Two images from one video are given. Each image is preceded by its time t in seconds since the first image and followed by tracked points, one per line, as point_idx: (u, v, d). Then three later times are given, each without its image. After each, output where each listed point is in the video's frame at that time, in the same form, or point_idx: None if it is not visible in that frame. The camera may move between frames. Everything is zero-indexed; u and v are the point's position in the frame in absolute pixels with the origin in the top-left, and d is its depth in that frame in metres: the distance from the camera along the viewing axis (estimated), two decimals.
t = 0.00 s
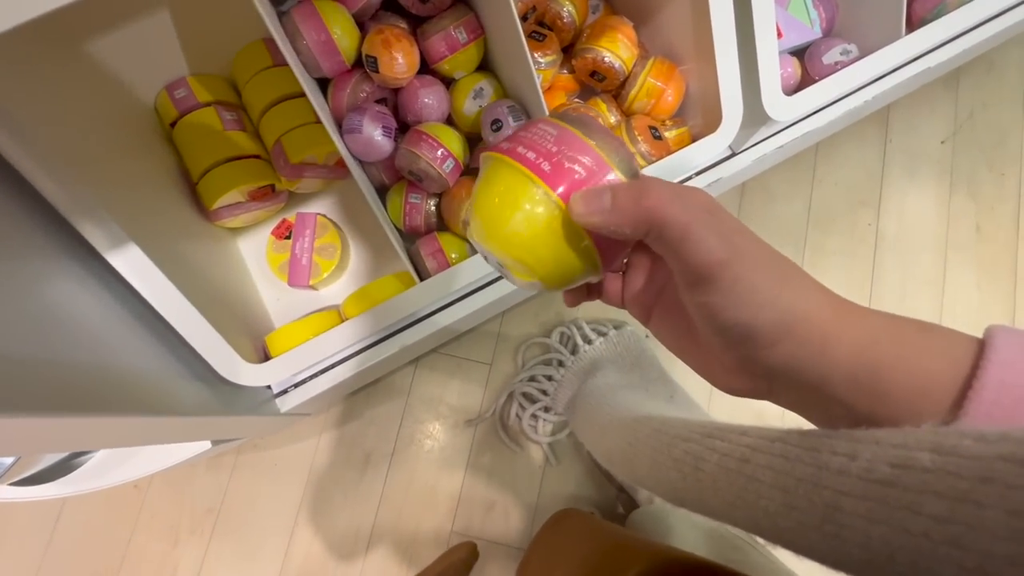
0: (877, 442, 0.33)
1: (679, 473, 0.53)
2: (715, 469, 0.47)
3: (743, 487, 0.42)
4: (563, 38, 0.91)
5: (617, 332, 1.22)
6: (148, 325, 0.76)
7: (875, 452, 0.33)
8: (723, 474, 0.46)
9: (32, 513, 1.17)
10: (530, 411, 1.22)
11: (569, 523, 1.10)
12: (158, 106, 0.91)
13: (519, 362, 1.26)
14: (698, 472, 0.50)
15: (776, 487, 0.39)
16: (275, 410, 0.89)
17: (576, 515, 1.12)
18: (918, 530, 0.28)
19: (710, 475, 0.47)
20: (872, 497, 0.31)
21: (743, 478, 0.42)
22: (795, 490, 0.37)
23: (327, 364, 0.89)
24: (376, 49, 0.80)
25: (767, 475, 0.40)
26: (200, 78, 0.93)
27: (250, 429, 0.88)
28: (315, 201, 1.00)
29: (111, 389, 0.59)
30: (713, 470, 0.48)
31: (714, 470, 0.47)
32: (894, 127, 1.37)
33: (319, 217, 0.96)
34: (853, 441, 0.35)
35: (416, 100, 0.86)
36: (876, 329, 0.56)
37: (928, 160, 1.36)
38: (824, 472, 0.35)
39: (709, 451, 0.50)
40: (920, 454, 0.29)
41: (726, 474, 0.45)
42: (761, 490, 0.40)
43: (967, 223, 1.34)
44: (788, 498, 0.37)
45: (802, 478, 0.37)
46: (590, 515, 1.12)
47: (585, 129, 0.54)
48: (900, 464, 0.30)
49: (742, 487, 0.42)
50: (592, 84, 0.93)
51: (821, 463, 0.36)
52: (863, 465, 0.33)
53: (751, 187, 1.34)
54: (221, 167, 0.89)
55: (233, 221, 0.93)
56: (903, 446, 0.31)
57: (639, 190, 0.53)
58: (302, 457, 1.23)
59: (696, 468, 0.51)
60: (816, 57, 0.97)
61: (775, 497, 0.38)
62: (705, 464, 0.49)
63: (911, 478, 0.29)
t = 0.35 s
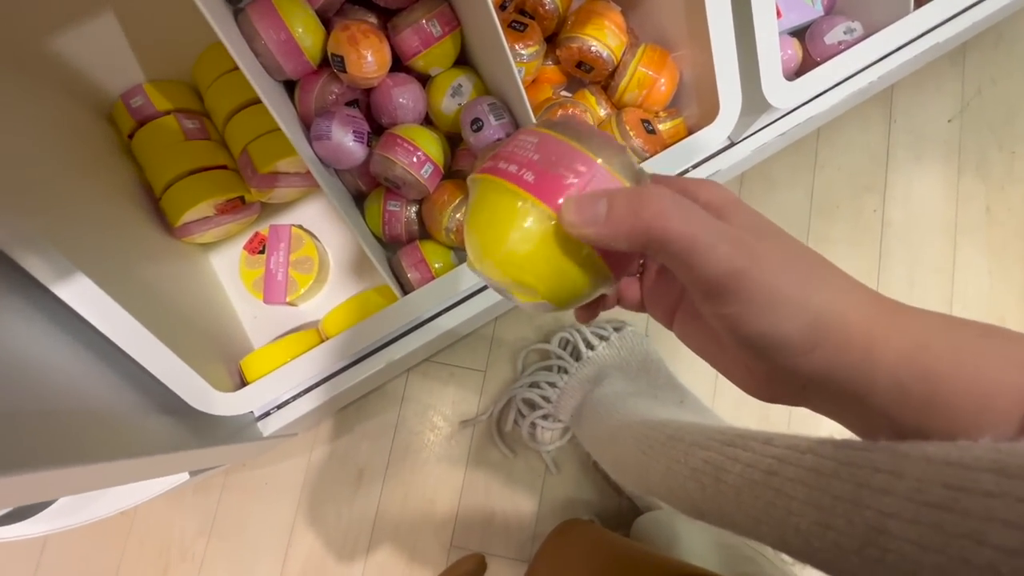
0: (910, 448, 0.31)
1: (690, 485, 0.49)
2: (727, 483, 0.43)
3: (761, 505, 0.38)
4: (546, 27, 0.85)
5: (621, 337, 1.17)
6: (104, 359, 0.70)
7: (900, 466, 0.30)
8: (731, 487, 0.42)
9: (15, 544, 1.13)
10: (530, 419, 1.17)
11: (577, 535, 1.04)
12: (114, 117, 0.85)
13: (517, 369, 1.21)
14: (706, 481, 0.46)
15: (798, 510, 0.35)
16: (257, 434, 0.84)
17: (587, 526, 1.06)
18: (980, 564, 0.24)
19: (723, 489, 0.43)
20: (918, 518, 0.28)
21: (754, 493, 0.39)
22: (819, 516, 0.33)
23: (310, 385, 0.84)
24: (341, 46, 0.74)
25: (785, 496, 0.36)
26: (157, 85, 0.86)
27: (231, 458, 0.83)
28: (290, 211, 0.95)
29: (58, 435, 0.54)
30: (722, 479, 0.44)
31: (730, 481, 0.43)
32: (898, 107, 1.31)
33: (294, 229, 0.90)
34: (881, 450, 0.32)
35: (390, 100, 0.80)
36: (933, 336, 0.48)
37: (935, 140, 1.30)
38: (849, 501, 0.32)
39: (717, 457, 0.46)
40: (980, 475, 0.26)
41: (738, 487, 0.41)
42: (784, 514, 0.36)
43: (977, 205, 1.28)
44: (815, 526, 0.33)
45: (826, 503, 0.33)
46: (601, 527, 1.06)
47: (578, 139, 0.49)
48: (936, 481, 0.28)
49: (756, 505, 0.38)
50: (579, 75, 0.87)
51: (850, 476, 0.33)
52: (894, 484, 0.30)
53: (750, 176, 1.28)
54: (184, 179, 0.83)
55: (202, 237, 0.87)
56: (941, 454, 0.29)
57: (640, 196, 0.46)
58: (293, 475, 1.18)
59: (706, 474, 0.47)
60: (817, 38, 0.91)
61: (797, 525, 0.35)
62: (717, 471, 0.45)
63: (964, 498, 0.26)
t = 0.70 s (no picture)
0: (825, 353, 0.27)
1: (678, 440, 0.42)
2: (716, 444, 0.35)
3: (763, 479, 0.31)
4: (546, 14, 0.82)
5: (631, 330, 1.15)
6: (96, 374, 0.67)
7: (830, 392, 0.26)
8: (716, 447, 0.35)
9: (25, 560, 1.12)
10: (540, 417, 1.15)
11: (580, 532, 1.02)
12: (103, 122, 0.83)
13: (527, 366, 1.20)
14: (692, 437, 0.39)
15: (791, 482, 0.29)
16: (263, 444, 0.83)
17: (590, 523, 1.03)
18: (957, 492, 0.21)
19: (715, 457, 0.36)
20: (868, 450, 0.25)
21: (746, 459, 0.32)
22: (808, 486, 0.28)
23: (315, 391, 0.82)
24: (333, 41, 0.71)
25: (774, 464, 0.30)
26: (146, 87, 0.84)
27: (237, 467, 0.82)
28: (287, 214, 0.92)
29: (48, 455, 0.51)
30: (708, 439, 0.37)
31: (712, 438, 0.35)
32: (909, 85, 1.27)
33: (292, 232, 0.88)
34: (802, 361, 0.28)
35: (387, 95, 0.77)
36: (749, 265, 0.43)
37: (948, 118, 1.26)
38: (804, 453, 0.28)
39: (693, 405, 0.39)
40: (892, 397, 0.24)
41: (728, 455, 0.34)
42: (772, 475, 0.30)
43: (993, 184, 1.24)
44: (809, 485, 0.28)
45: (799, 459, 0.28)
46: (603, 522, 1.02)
47: (436, 207, 0.60)
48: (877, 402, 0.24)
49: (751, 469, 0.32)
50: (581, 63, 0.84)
51: (794, 419, 0.28)
52: (830, 414, 0.26)
53: (758, 162, 1.25)
54: (177, 185, 0.81)
55: (198, 243, 0.85)
56: (847, 362, 0.26)
57: (469, 253, 0.56)
58: (300, 481, 1.17)
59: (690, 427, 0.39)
60: (828, 15, 0.87)
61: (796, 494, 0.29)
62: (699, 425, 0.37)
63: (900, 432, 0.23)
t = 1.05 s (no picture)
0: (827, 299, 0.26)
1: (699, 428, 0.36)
2: (727, 407, 0.31)
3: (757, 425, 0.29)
4: None
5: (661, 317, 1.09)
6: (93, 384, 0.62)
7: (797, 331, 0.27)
8: (732, 417, 0.31)
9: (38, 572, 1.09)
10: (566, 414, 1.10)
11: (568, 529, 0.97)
12: (93, 113, 0.78)
13: (550, 360, 1.13)
14: (711, 422, 0.33)
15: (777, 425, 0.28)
16: (274, 451, 0.77)
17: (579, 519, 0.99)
18: None
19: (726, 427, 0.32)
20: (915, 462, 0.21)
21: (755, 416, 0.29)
22: (797, 437, 0.26)
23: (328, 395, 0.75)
24: (336, 13, 0.64)
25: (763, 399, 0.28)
26: (138, 74, 0.78)
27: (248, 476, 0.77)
28: (293, 206, 0.87)
29: (42, 480, 0.46)
30: (715, 418, 0.33)
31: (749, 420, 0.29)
32: (955, 50, 1.18)
33: (298, 226, 0.83)
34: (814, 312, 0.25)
35: (396, 73, 0.70)
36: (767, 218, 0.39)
37: (998, 85, 1.17)
38: (780, 391, 0.27)
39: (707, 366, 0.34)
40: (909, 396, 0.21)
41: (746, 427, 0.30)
42: (757, 419, 0.29)
43: None
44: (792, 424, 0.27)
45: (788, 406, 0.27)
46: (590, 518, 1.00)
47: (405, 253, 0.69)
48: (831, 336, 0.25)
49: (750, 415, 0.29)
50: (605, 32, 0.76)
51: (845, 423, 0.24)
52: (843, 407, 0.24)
53: (790, 138, 1.16)
54: (174, 178, 0.75)
55: (201, 241, 0.80)
56: (809, 298, 0.26)
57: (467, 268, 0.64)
58: (316, 485, 1.12)
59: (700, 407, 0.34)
60: None
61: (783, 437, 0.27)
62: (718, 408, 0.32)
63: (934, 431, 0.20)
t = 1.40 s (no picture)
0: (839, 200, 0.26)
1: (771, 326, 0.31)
2: (810, 297, 0.27)
3: (839, 300, 0.25)
4: None
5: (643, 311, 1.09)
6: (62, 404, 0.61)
7: (860, 210, 0.23)
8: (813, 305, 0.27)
9: None
10: (551, 417, 1.09)
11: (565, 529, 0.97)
12: (58, 126, 0.76)
13: (536, 363, 1.13)
14: (797, 317, 0.29)
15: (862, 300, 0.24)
16: (255, 465, 0.76)
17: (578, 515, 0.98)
18: None
19: (802, 316, 0.28)
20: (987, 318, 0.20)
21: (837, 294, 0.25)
22: (883, 318, 0.23)
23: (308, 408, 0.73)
24: (300, 21, 0.63)
25: (846, 285, 0.25)
26: (102, 86, 0.76)
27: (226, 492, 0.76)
28: (267, 216, 0.85)
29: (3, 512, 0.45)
30: (792, 303, 0.28)
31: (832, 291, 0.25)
32: (934, 42, 1.18)
33: (273, 236, 0.81)
34: (812, 217, 0.26)
35: (366, 80, 0.69)
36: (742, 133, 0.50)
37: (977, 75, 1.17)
38: (860, 272, 0.24)
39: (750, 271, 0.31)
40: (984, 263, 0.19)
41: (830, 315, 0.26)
42: (839, 302, 0.25)
43: None
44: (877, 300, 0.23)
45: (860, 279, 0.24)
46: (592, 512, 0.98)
47: (371, 258, 0.67)
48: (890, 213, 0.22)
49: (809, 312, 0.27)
50: (579, 35, 0.75)
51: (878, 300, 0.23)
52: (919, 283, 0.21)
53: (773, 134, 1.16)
54: (142, 192, 0.74)
55: (174, 254, 0.79)
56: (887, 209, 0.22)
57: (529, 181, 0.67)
58: (302, 495, 1.12)
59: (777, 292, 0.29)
60: None
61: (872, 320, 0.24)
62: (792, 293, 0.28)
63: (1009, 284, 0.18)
